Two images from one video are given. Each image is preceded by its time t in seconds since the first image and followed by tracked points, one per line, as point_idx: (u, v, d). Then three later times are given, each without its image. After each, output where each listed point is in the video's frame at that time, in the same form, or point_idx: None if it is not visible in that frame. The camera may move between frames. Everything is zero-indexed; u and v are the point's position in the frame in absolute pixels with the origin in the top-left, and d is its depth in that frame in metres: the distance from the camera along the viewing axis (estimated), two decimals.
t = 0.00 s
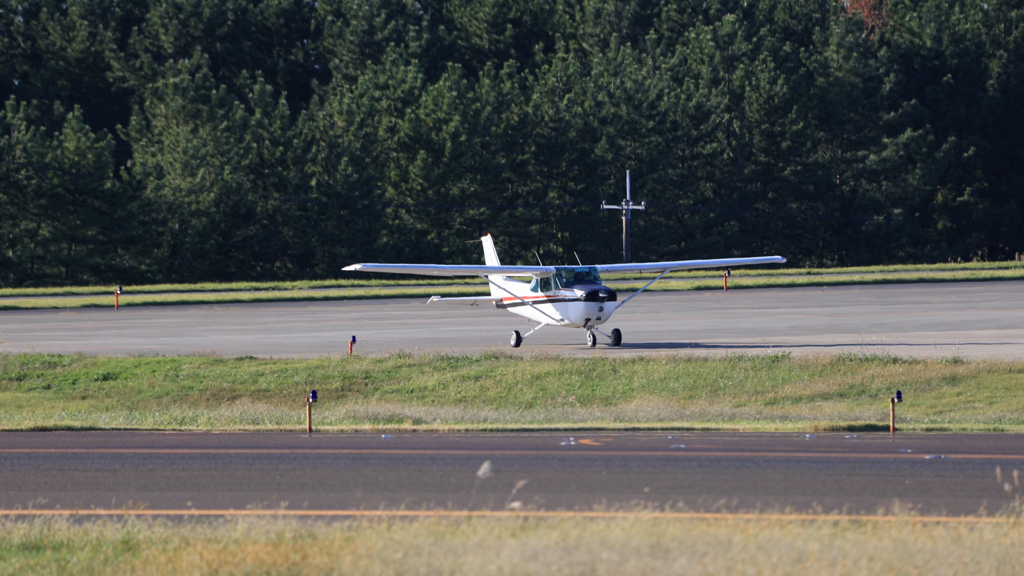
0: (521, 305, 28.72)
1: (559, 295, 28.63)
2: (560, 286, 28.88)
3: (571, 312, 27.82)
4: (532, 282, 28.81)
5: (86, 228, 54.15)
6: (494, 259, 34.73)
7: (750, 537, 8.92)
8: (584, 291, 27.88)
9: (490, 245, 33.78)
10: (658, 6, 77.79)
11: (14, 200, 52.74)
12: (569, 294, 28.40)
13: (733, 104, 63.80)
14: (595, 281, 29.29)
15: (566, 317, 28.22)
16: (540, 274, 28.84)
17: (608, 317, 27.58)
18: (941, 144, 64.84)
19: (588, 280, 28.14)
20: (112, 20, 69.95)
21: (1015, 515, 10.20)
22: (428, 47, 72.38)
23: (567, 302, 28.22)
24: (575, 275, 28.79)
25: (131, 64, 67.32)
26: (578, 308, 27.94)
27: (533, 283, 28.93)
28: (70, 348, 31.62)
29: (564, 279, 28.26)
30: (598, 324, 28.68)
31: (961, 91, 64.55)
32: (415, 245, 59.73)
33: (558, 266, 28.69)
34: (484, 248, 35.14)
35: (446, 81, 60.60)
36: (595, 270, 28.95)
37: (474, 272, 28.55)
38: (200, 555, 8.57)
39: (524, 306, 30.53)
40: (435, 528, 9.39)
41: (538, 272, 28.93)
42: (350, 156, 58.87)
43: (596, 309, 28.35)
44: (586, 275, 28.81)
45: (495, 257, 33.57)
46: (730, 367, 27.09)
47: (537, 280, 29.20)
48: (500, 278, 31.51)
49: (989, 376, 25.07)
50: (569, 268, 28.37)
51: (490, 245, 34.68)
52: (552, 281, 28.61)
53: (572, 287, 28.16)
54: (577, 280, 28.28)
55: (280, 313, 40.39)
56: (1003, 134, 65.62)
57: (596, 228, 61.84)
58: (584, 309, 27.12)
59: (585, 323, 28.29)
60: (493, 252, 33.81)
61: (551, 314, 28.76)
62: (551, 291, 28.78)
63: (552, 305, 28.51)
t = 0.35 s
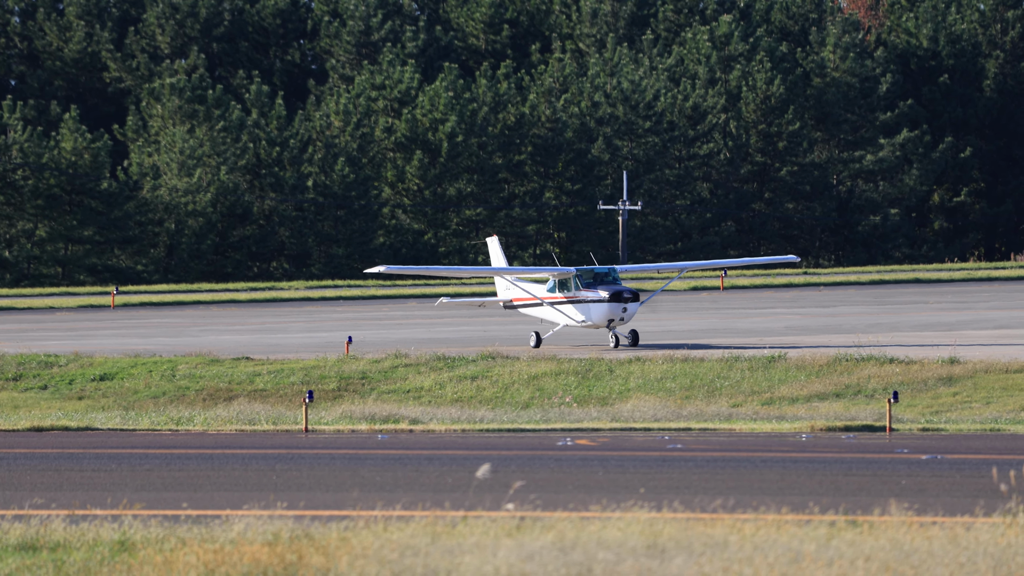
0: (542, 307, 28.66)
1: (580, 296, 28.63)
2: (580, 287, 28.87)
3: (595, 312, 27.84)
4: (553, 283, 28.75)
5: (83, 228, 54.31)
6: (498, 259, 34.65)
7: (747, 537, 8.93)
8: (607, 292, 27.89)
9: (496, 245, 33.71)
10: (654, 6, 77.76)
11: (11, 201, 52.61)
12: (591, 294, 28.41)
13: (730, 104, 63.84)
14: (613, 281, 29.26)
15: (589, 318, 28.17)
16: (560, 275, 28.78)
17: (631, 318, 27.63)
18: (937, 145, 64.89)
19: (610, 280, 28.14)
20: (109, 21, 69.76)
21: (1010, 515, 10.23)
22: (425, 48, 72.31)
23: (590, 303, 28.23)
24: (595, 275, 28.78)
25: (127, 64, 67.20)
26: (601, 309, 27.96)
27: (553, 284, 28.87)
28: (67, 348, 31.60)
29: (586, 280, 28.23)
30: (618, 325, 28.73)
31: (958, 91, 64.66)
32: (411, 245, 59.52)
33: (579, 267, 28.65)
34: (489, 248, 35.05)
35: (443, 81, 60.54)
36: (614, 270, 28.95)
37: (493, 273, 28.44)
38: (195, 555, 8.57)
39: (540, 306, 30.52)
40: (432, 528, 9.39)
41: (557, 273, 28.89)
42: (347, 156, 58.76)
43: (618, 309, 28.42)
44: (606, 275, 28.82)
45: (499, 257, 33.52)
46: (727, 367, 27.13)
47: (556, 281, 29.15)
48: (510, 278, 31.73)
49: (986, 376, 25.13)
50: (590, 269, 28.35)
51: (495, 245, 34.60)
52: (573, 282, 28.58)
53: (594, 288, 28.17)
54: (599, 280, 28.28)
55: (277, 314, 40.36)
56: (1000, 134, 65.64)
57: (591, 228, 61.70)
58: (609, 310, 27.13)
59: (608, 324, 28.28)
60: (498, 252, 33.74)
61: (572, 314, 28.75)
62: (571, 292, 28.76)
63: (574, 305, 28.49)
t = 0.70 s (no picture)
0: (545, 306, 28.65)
1: (585, 296, 28.69)
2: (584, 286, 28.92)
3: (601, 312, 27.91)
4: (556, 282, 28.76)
5: (59, 227, 53.45)
6: (485, 258, 34.56)
7: (724, 535, 9.01)
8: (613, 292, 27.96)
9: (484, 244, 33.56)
10: (631, 5, 77.98)
11: None
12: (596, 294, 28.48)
13: (707, 103, 64.35)
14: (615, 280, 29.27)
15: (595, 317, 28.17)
16: (564, 274, 28.79)
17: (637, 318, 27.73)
18: (914, 144, 65.31)
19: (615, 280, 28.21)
20: (85, 19, 69.22)
21: (985, 513, 10.35)
22: (402, 46, 72.13)
23: (595, 302, 28.29)
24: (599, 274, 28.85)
25: (104, 62, 66.81)
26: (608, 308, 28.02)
27: (556, 283, 28.86)
28: (43, 347, 31.36)
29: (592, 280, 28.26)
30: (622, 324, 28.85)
31: (934, 90, 65.16)
32: (389, 243, 59.64)
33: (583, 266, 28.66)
34: (476, 246, 34.95)
35: (420, 79, 60.44)
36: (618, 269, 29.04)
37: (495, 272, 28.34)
38: (172, 554, 8.56)
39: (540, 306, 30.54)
40: (409, 527, 9.41)
41: (560, 272, 28.88)
42: (324, 155, 58.40)
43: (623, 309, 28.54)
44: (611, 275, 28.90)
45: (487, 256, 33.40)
46: (704, 365, 27.28)
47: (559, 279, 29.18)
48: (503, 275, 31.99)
49: (962, 374, 25.42)
50: (594, 268, 28.37)
51: (482, 244, 34.52)
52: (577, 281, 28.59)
53: (599, 288, 28.23)
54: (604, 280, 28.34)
55: (254, 312, 40.20)
56: (976, 133, 66.02)
57: (569, 228, 61.82)
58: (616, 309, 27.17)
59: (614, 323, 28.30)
60: (486, 251, 33.62)
61: (575, 314, 28.80)
62: (575, 291, 28.77)
63: (578, 305, 28.54)
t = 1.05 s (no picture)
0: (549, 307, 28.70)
1: (590, 297, 28.81)
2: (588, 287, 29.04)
3: (608, 312, 28.02)
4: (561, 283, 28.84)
5: (35, 227, 52.91)
6: (473, 260, 34.56)
7: (700, 536, 9.08)
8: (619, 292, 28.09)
9: (474, 245, 33.61)
10: (608, 6, 78.10)
11: None
12: (601, 295, 28.59)
13: (683, 104, 64.52)
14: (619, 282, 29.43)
15: (602, 317, 28.24)
16: (568, 275, 28.88)
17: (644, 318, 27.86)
18: (890, 144, 65.64)
19: (621, 281, 28.36)
20: (61, 19, 68.66)
21: (960, 514, 10.49)
22: (378, 47, 71.90)
23: (601, 303, 28.39)
24: (602, 276, 28.99)
25: (80, 62, 66.38)
26: (614, 309, 28.15)
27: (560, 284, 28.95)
28: (17, 348, 31.08)
29: (597, 281, 28.39)
30: (626, 325, 28.99)
31: (910, 90, 65.55)
32: (365, 244, 59.26)
33: (588, 267, 28.78)
34: (465, 248, 34.95)
35: (396, 80, 60.31)
36: (621, 271, 29.21)
37: (498, 273, 28.36)
38: (148, 555, 8.54)
39: (541, 307, 30.60)
40: (386, 528, 9.42)
41: (563, 273, 28.98)
42: (300, 155, 58.54)
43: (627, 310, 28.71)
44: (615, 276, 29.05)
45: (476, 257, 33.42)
46: (680, 366, 27.43)
47: (562, 281, 29.26)
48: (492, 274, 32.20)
49: (937, 375, 25.70)
50: (599, 269, 28.51)
51: (472, 245, 34.43)
52: (582, 282, 28.71)
53: (605, 288, 28.34)
54: (609, 281, 28.47)
55: (230, 313, 40.01)
56: (952, 134, 66.27)
57: (545, 228, 61.65)
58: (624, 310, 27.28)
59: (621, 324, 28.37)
60: (476, 252, 33.64)
61: (580, 315, 28.89)
62: (579, 292, 28.86)
63: (584, 306, 28.62)
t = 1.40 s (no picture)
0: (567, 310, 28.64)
1: (608, 299, 28.78)
2: (605, 290, 29.03)
3: (628, 315, 28.00)
4: (579, 286, 28.79)
5: (21, 229, 52.96)
6: (476, 261, 34.53)
7: (688, 539, 9.11)
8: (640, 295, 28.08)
9: (477, 247, 33.54)
10: (594, 8, 78.16)
11: None
12: (620, 297, 28.58)
13: (670, 107, 64.61)
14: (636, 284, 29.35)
15: (623, 320, 28.16)
16: (586, 278, 28.84)
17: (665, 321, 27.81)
18: (877, 146, 65.88)
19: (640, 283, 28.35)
20: (48, 21, 68.38)
21: (948, 516, 10.55)
22: (365, 49, 71.79)
23: (621, 306, 28.37)
24: (619, 278, 28.98)
25: (68, 65, 66.21)
26: (635, 312, 28.14)
27: (577, 287, 28.83)
28: (4, 351, 30.87)
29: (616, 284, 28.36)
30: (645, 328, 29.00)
31: (897, 93, 65.64)
32: (353, 247, 59.05)
33: (606, 270, 28.75)
34: (468, 250, 34.89)
35: (383, 82, 60.21)
36: (639, 273, 29.20)
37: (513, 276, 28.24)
38: (136, 557, 8.53)
39: (556, 311, 30.57)
40: (374, 531, 9.42)
41: (580, 276, 28.93)
42: (287, 158, 58.60)
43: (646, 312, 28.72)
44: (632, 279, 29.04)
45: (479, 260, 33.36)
46: (667, 368, 27.52)
47: (579, 284, 29.23)
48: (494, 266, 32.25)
49: (925, 377, 25.85)
50: (618, 272, 28.48)
51: (476, 250, 34.27)
52: (601, 284, 28.68)
53: (624, 291, 28.32)
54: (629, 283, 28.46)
55: (217, 316, 39.88)
56: (939, 136, 66.53)
57: (533, 230, 61.56)
58: (646, 312, 27.25)
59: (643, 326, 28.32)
60: (479, 255, 33.57)
61: (599, 317, 28.80)
62: (598, 295, 28.75)
63: (603, 309, 28.59)
